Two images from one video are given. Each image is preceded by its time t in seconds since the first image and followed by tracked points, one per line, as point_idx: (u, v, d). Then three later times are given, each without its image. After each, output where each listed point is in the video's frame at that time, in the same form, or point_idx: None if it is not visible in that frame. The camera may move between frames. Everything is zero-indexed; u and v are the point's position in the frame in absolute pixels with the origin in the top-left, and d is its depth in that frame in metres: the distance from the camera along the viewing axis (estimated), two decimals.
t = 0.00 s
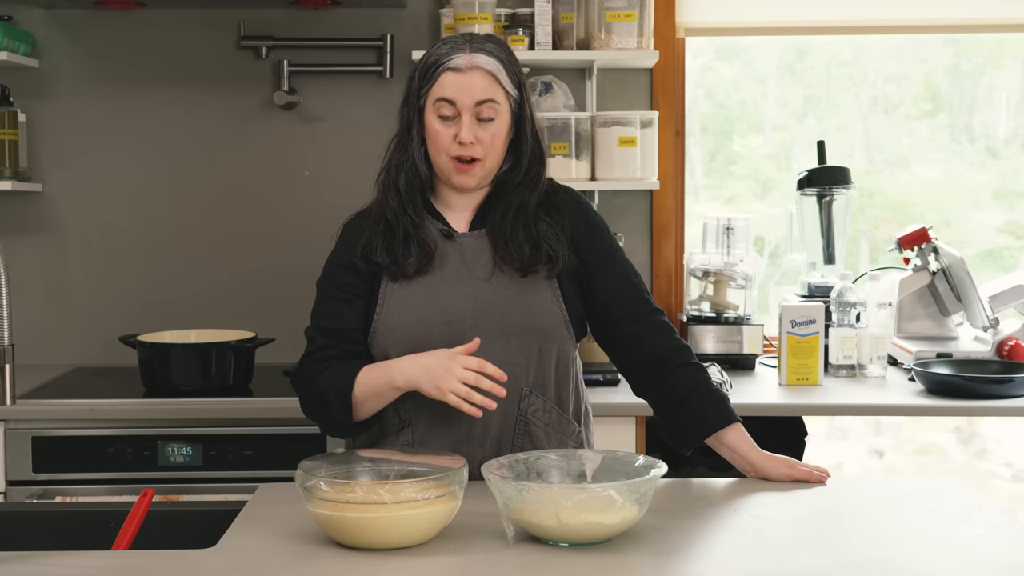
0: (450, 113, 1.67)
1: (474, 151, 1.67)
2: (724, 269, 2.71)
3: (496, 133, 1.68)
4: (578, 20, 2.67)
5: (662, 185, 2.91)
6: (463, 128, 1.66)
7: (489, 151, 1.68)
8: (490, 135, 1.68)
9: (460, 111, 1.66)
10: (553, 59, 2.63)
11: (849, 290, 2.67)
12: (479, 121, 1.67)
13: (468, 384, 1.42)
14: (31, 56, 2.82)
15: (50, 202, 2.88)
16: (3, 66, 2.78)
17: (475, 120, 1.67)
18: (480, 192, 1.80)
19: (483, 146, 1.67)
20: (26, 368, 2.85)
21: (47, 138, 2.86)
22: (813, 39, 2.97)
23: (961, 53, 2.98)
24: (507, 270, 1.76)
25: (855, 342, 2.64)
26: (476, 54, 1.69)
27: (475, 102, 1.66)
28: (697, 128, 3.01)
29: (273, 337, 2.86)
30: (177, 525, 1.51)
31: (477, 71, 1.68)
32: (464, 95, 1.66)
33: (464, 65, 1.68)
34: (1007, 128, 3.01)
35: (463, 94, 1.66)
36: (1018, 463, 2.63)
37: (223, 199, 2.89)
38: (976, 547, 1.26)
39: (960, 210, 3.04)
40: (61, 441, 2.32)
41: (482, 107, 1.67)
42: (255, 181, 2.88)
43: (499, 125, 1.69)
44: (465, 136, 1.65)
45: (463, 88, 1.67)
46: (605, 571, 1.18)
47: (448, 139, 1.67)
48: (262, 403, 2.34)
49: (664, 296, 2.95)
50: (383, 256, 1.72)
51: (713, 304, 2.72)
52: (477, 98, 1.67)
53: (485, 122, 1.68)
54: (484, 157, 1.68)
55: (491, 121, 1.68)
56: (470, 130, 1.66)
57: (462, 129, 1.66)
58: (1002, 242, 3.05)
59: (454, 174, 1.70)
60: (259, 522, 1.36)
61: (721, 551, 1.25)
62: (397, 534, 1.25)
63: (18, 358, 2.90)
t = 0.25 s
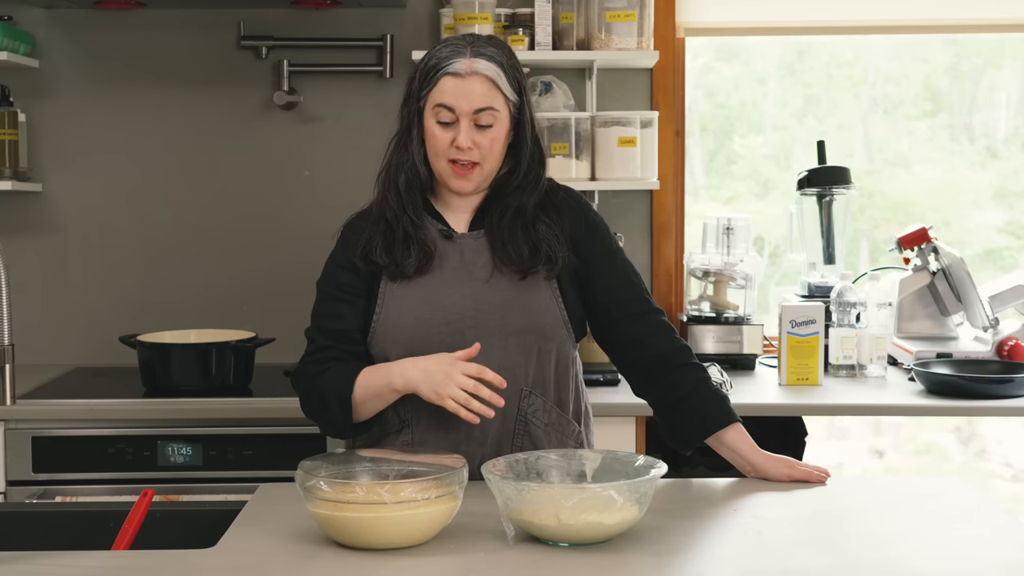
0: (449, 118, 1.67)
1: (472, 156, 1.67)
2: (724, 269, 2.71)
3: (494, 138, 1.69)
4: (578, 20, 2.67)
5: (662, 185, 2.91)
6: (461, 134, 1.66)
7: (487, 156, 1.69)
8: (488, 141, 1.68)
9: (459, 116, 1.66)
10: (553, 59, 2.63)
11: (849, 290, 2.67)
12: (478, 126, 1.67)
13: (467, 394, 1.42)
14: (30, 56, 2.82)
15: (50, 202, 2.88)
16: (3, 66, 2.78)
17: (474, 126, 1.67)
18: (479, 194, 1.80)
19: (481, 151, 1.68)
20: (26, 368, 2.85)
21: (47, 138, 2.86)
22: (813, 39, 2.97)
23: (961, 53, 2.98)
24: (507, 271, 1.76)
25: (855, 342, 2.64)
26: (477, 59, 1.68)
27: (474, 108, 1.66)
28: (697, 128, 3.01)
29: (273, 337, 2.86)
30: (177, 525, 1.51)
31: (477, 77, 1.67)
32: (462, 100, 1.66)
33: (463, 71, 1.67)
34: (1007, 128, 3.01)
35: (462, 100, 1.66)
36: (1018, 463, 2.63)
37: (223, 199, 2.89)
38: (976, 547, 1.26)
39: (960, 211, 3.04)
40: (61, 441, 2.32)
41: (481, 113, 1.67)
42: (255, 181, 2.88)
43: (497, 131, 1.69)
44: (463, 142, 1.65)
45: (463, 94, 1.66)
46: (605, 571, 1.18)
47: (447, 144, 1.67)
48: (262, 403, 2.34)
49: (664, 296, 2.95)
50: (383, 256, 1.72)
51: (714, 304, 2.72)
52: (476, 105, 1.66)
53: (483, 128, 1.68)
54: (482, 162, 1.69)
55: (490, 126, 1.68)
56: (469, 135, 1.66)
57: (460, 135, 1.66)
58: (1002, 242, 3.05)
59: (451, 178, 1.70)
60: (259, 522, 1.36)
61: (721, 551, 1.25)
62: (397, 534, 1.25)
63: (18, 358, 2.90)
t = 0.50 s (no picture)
0: (446, 111, 1.66)
1: (468, 150, 1.66)
2: (724, 269, 2.71)
3: (491, 134, 1.69)
4: (578, 20, 2.67)
5: (662, 184, 2.91)
6: (457, 127, 1.66)
7: (483, 152, 1.68)
8: (485, 136, 1.68)
9: (455, 110, 1.66)
10: (553, 59, 2.63)
11: (849, 290, 2.67)
12: (475, 120, 1.67)
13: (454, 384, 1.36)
14: (31, 56, 2.82)
15: (50, 202, 2.88)
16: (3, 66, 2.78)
17: (471, 121, 1.67)
18: (477, 193, 1.79)
19: (477, 147, 1.67)
20: (26, 368, 2.85)
21: (47, 138, 2.86)
22: (813, 39, 2.97)
23: (961, 53, 2.98)
24: (507, 272, 1.76)
25: (855, 342, 2.64)
26: (474, 54, 1.70)
27: (471, 101, 1.67)
28: (697, 128, 3.01)
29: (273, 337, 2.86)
30: (177, 525, 1.51)
31: (475, 70, 1.69)
32: (460, 94, 1.67)
33: (461, 64, 1.69)
34: (1007, 128, 3.01)
35: (459, 92, 1.67)
36: (1018, 463, 2.63)
37: (223, 199, 2.89)
38: (976, 547, 1.26)
39: (960, 211, 3.04)
40: (61, 441, 2.32)
41: (478, 107, 1.67)
42: (255, 181, 2.88)
43: (494, 127, 1.69)
44: (460, 135, 1.65)
45: (460, 87, 1.67)
46: (605, 571, 1.18)
47: (444, 138, 1.66)
48: (262, 403, 2.34)
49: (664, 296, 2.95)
50: (382, 258, 1.72)
51: (713, 304, 2.72)
52: (473, 98, 1.67)
53: (480, 123, 1.68)
54: (478, 158, 1.68)
55: (487, 121, 1.68)
56: (465, 129, 1.66)
57: (457, 129, 1.66)
58: (1002, 242, 3.05)
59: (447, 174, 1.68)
60: (260, 522, 1.36)
61: (721, 551, 1.25)
62: (397, 534, 1.25)
63: (18, 358, 2.90)
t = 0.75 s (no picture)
0: (447, 108, 1.67)
1: (469, 147, 1.66)
2: (724, 269, 2.71)
3: (491, 131, 1.69)
4: (578, 20, 2.67)
5: (662, 184, 2.91)
6: (458, 124, 1.66)
7: (483, 149, 1.68)
8: (486, 133, 1.68)
9: (456, 107, 1.67)
10: (553, 59, 2.63)
11: (849, 290, 2.67)
12: (475, 117, 1.68)
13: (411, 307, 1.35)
14: (30, 56, 2.82)
15: (49, 202, 2.88)
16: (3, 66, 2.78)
17: (472, 117, 1.68)
18: (477, 191, 1.79)
19: (478, 143, 1.67)
20: (26, 368, 2.85)
21: (48, 138, 2.86)
22: (813, 39, 2.97)
23: (961, 53, 2.98)
24: (506, 271, 1.76)
25: (855, 342, 2.64)
26: (474, 51, 1.70)
27: (471, 98, 1.67)
28: (697, 128, 3.01)
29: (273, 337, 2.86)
30: (177, 525, 1.51)
31: (475, 67, 1.69)
32: (461, 91, 1.67)
33: (462, 62, 1.69)
34: (1007, 128, 3.01)
35: (460, 90, 1.67)
36: (1018, 463, 2.63)
37: (223, 199, 2.89)
38: (976, 547, 1.26)
39: (960, 210, 3.04)
40: (61, 441, 2.32)
41: (478, 105, 1.68)
42: (254, 181, 2.88)
43: (494, 125, 1.69)
44: (461, 132, 1.65)
45: (461, 84, 1.68)
46: (605, 571, 1.18)
47: (445, 134, 1.66)
48: (262, 403, 2.34)
49: (664, 296, 2.95)
50: (381, 256, 1.73)
51: (714, 304, 2.72)
52: (473, 95, 1.68)
53: (481, 120, 1.68)
54: (479, 155, 1.68)
55: (487, 119, 1.68)
56: (466, 125, 1.66)
57: (458, 126, 1.66)
58: (1001, 242, 3.05)
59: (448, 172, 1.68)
60: (260, 522, 1.37)
61: (721, 551, 1.25)
62: (397, 534, 1.25)
63: (18, 358, 2.90)
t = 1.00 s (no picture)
0: (448, 112, 1.67)
1: (471, 151, 1.67)
2: (724, 269, 2.71)
3: (493, 134, 1.69)
4: (578, 20, 2.67)
5: (662, 184, 2.91)
6: (460, 128, 1.66)
7: (485, 152, 1.69)
8: (487, 137, 1.69)
9: (457, 110, 1.67)
10: (553, 59, 2.63)
11: (849, 290, 2.67)
12: (477, 120, 1.68)
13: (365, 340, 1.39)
14: (30, 56, 2.82)
15: (49, 202, 2.88)
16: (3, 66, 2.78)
17: (473, 121, 1.68)
18: (477, 191, 1.80)
19: (480, 147, 1.68)
20: (25, 368, 2.85)
21: (48, 138, 2.86)
22: (813, 39, 2.97)
23: (961, 53, 2.98)
24: (506, 270, 1.76)
25: (855, 342, 2.64)
26: (476, 55, 1.70)
27: (473, 102, 1.67)
28: (697, 128, 3.01)
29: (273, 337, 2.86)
30: (177, 525, 1.51)
31: (476, 71, 1.69)
32: (462, 95, 1.67)
33: (463, 65, 1.68)
34: (1007, 128, 3.01)
35: (461, 94, 1.67)
36: (1018, 463, 2.63)
37: (223, 199, 2.89)
38: (976, 547, 1.26)
39: (960, 210, 3.04)
40: (60, 441, 2.32)
41: (480, 109, 1.67)
42: (254, 181, 2.88)
43: (495, 128, 1.69)
44: (462, 136, 1.66)
45: (462, 88, 1.67)
46: (605, 571, 1.18)
47: (446, 138, 1.67)
48: (262, 403, 2.34)
49: (664, 296, 2.95)
50: (380, 255, 1.73)
51: (713, 304, 2.72)
52: (474, 99, 1.67)
53: (482, 123, 1.69)
54: (480, 158, 1.69)
55: (488, 121, 1.69)
56: (468, 129, 1.67)
57: (460, 130, 1.66)
58: (1002, 242, 3.05)
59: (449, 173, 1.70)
60: (260, 522, 1.36)
61: (721, 551, 1.25)
62: (397, 535, 1.25)
63: (18, 357, 2.90)
